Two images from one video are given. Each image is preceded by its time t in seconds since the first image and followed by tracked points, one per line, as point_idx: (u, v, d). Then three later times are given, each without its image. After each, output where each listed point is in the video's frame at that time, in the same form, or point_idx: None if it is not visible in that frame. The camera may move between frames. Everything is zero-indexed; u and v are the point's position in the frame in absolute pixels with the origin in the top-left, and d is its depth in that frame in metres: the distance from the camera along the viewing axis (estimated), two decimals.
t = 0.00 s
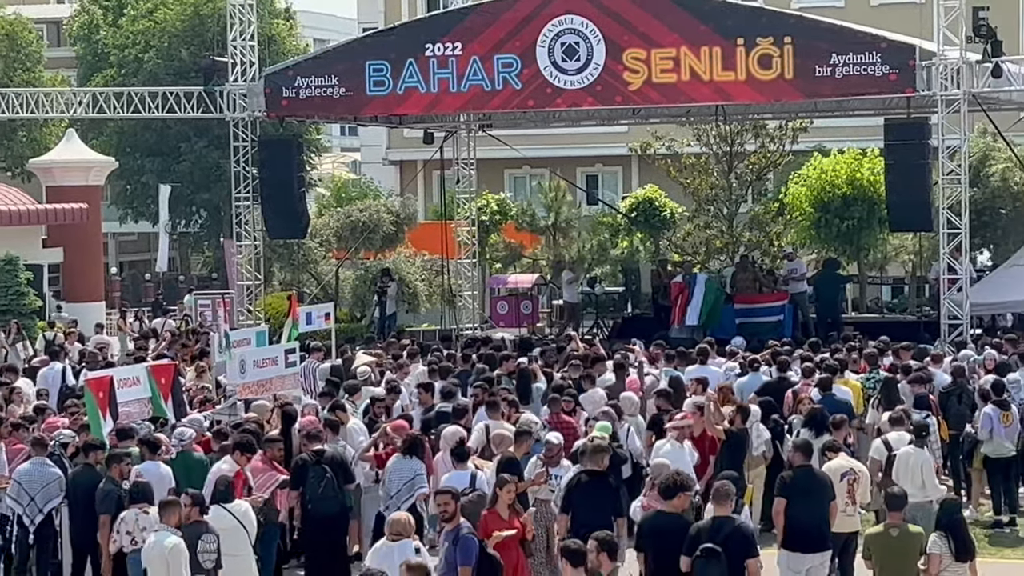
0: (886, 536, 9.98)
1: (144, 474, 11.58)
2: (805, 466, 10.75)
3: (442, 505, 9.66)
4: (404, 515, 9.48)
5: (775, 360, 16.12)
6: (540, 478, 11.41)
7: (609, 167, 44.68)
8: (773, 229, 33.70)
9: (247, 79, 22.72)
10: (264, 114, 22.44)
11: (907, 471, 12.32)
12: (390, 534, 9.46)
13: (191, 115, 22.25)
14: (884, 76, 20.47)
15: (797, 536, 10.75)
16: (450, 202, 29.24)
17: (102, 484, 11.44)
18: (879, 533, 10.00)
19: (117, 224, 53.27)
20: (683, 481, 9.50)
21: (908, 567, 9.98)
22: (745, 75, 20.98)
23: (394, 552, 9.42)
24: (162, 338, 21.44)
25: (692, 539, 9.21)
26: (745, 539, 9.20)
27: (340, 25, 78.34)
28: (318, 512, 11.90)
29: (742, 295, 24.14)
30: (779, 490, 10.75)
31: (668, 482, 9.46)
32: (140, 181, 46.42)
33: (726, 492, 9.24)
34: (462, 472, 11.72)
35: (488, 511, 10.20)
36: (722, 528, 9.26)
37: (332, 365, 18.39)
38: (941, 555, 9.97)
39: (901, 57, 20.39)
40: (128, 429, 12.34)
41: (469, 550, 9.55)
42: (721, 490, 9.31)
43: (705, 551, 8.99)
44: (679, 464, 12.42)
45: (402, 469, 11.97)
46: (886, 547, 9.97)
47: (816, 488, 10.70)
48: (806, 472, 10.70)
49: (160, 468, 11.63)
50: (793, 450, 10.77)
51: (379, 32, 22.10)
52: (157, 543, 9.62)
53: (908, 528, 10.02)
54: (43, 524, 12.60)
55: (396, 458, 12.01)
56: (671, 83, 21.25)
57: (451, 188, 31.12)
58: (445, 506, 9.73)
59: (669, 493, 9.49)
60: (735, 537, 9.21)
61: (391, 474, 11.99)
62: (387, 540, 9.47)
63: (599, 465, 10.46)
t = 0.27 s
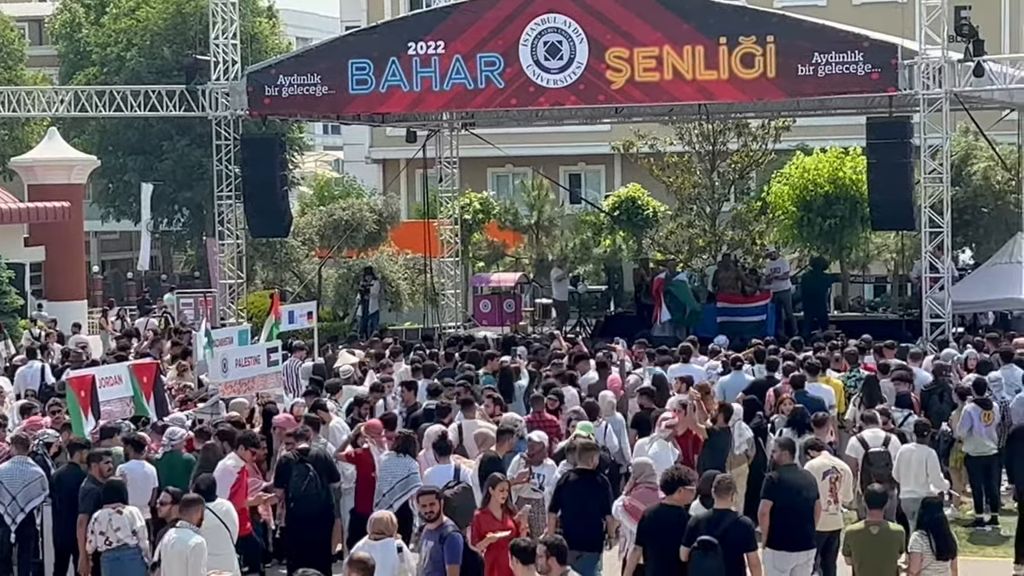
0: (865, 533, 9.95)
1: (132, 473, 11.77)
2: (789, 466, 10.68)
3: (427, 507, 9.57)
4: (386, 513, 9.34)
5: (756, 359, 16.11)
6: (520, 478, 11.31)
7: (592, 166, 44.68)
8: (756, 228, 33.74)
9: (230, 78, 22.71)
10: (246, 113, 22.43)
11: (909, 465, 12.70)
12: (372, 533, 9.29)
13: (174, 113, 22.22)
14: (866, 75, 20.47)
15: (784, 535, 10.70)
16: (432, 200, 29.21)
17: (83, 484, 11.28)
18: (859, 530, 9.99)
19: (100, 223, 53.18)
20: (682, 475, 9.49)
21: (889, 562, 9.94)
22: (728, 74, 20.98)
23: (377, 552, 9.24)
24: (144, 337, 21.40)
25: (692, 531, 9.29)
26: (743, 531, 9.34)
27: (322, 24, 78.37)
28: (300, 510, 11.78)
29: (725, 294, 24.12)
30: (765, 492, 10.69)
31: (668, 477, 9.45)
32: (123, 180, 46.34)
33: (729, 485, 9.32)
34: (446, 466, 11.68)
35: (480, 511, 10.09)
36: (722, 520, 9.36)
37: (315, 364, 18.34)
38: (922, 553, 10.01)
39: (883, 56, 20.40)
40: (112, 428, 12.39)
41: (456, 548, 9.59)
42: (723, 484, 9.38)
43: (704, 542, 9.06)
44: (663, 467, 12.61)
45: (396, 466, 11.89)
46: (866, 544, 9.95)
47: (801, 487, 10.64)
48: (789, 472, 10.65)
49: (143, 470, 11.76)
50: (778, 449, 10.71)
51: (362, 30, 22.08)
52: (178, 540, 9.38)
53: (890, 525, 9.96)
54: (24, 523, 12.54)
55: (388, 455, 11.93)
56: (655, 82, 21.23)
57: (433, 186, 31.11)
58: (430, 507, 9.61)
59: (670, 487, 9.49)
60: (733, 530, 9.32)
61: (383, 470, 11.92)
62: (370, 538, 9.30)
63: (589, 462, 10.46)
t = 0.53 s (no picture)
0: (845, 531, 9.86)
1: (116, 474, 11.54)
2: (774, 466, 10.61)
3: (410, 507, 9.58)
4: (367, 512, 9.30)
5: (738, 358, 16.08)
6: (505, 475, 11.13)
7: (575, 166, 44.75)
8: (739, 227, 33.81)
9: (212, 77, 22.69)
10: (229, 112, 22.41)
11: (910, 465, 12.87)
12: (354, 533, 9.26)
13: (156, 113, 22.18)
14: (848, 74, 20.45)
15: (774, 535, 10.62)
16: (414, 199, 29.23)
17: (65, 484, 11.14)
18: (839, 528, 9.91)
19: (82, 223, 53.09)
20: (685, 471, 9.70)
21: (868, 561, 9.86)
22: (710, 74, 20.98)
23: (360, 553, 9.20)
24: (126, 337, 21.35)
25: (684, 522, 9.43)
26: (737, 530, 9.35)
27: (304, 23, 78.47)
28: (288, 511, 11.74)
29: (707, 293, 24.14)
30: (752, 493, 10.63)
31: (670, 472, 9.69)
32: (105, 179, 46.28)
33: (726, 482, 9.36)
34: (429, 464, 11.55)
35: (472, 515, 10.19)
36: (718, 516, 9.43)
37: (297, 362, 18.30)
38: (905, 553, 9.93)
39: (866, 55, 20.37)
40: (97, 428, 12.44)
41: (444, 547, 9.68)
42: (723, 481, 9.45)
43: (695, 536, 9.22)
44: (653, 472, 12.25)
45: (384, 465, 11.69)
46: (848, 542, 9.85)
47: (787, 486, 10.59)
48: (775, 472, 10.59)
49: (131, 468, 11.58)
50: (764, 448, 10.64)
51: (344, 29, 22.10)
52: (200, 531, 9.70)
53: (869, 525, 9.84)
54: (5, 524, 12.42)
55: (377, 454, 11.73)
56: (638, 82, 21.25)
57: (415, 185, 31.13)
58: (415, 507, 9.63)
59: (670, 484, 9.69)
60: (725, 527, 9.34)
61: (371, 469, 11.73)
62: (351, 538, 9.27)
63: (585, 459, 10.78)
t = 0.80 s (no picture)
0: (827, 529, 9.80)
1: (99, 473, 11.52)
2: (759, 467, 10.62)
3: (394, 506, 9.60)
4: (349, 512, 9.30)
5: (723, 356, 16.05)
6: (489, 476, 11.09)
7: (558, 165, 44.78)
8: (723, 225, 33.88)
9: (196, 76, 22.69)
10: (212, 111, 22.41)
11: (905, 454, 12.71)
12: (338, 533, 9.26)
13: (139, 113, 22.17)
14: (831, 74, 20.46)
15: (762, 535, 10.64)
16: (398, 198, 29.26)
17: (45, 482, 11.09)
18: (821, 527, 9.84)
19: (66, 222, 52.98)
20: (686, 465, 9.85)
21: (851, 560, 9.79)
22: (694, 73, 21.00)
23: (343, 553, 9.19)
24: (109, 337, 21.32)
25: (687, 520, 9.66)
26: (733, 522, 9.50)
27: (287, 22, 78.57)
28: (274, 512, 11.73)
29: (689, 292, 24.13)
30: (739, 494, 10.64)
31: (672, 468, 9.85)
32: (88, 178, 46.22)
33: (721, 477, 9.50)
34: (417, 462, 11.45)
35: (464, 516, 10.17)
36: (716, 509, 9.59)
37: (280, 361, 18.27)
38: (890, 551, 9.90)
39: (849, 55, 20.40)
40: (82, 428, 12.41)
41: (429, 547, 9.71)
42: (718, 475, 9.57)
43: (694, 532, 9.54)
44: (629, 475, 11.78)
45: (373, 462, 11.62)
46: (830, 541, 9.79)
47: (773, 486, 10.59)
48: (760, 472, 10.58)
49: (115, 468, 11.55)
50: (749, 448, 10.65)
51: (327, 28, 22.12)
52: (216, 526, 9.63)
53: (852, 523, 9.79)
54: None
55: (365, 451, 11.67)
56: (621, 81, 21.26)
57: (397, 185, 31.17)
58: (399, 506, 9.64)
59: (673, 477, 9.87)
60: (721, 521, 9.53)
61: (358, 467, 11.66)
62: (335, 538, 9.27)
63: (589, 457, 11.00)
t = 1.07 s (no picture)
0: (814, 528, 9.68)
1: (85, 475, 11.47)
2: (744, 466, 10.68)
3: (382, 505, 9.58)
4: (338, 511, 9.27)
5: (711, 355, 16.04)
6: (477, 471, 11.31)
7: (546, 163, 44.79)
8: (711, 225, 33.90)
9: (183, 75, 22.68)
10: (199, 110, 22.40)
11: (898, 453, 12.62)
12: (325, 531, 9.23)
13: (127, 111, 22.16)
14: (819, 72, 20.48)
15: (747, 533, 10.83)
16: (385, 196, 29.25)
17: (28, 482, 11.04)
18: (808, 525, 9.73)
19: (53, 221, 52.93)
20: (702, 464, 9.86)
21: (838, 559, 9.65)
22: (681, 72, 21.01)
23: (330, 551, 9.16)
24: (96, 336, 21.27)
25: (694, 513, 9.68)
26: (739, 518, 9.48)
27: (275, 20, 78.62)
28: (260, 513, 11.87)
29: (677, 291, 24.19)
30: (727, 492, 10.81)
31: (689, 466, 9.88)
32: (75, 177, 46.16)
33: (729, 472, 9.47)
34: (406, 457, 11.49)
35: (462, 515, 10.14)
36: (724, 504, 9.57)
37: (267, 359, 18.24)
38: (878, 549, 9.82)
39: (836, 53, 20.41)
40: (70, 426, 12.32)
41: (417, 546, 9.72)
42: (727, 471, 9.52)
43: (698, 524, 9.57)
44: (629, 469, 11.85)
45: (369, 460, 11.38)
46: (817, 541, 9.66)
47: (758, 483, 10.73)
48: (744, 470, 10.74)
49: (103, 468, 11.51)
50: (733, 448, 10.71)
51: (315, 27, 22.12)
52: (232, 519, 9.87)
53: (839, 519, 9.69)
54: None
55: (360, 448, 11.42)
56: (609, 79, 21.28)
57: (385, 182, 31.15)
58: (387, 505, 9.62)
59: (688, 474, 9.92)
60: (725, 515, 9.50)
61: (353, 465, 11.41)
62: (322, 537, 9.23)
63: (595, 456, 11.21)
